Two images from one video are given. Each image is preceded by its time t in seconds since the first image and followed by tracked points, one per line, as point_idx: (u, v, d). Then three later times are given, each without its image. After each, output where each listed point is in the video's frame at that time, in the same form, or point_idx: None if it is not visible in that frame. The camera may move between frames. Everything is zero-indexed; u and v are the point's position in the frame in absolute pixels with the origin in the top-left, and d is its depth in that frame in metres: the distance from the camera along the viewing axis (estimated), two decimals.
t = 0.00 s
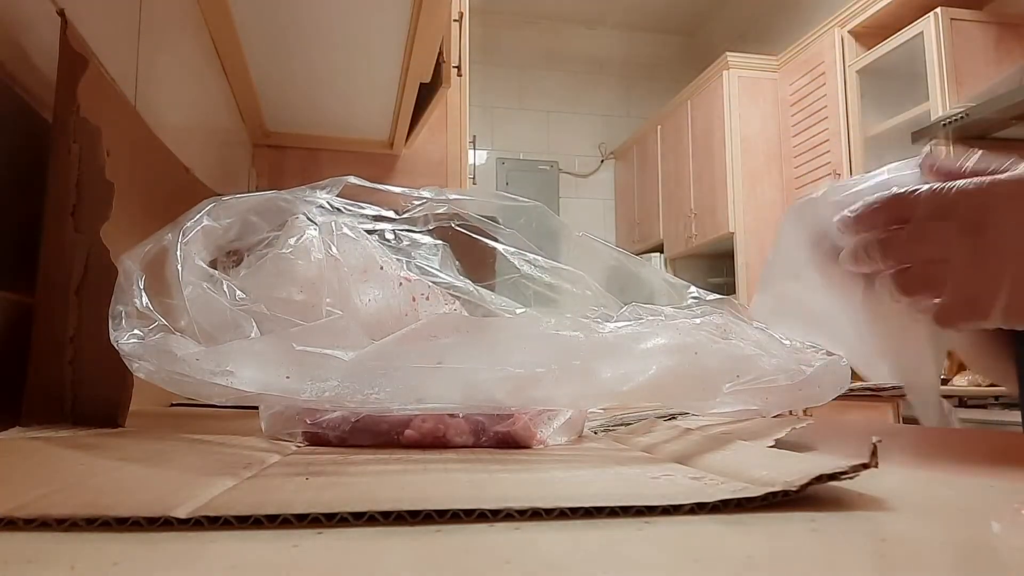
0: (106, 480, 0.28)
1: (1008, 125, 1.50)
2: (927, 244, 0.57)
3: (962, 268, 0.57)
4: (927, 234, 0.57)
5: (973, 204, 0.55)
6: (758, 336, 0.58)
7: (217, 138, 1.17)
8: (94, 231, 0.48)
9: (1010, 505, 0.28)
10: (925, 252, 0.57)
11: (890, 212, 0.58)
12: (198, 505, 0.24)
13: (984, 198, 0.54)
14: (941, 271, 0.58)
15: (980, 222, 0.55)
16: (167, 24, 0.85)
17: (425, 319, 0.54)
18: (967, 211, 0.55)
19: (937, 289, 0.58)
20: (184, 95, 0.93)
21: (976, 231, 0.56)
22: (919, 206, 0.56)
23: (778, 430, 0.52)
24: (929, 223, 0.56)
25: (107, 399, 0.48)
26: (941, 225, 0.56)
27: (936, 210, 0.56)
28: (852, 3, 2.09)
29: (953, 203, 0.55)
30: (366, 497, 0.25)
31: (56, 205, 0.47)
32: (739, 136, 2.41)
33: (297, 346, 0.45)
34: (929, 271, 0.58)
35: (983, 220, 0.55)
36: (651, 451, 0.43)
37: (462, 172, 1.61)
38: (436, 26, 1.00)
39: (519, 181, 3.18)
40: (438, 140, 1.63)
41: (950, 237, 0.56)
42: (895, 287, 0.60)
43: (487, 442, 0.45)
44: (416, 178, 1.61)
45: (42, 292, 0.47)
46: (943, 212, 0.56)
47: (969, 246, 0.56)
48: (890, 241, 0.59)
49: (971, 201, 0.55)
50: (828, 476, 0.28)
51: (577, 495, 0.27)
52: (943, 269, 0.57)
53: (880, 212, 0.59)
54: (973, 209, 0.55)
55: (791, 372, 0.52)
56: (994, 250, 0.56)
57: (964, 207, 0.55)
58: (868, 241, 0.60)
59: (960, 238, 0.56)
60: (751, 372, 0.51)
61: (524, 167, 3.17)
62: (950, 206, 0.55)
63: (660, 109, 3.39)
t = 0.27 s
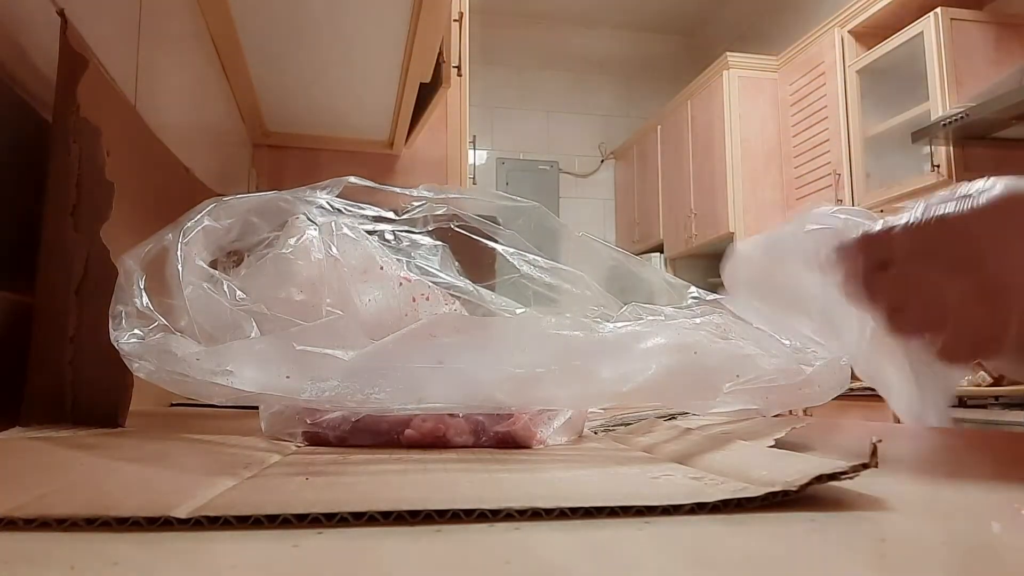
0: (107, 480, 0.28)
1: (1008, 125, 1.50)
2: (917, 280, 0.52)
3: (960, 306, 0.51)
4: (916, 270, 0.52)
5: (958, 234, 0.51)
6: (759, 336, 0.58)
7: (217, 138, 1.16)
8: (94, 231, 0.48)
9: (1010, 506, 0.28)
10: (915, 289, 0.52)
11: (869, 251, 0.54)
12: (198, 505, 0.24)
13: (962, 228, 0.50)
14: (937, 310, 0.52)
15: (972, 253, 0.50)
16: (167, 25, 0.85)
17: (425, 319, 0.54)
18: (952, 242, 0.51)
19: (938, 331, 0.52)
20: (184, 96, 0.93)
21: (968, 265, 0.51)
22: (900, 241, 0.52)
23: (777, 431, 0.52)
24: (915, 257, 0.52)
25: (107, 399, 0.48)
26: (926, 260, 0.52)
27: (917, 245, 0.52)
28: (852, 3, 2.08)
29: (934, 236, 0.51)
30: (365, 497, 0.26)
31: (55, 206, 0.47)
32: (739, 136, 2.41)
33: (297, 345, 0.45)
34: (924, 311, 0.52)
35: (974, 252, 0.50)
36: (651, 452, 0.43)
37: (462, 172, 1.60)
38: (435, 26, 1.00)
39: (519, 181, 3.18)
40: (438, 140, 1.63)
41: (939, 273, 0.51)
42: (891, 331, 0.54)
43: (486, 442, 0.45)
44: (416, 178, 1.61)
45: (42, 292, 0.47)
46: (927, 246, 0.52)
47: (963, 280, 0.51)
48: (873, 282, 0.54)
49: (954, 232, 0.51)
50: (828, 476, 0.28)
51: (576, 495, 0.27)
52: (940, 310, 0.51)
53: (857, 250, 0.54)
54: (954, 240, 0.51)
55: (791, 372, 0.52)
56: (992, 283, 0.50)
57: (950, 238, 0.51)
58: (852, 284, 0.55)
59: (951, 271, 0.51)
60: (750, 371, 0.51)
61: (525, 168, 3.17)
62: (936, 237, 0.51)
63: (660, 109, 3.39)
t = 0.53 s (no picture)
0: (107, 480, 0.28)
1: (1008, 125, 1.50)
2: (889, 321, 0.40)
3: (941, 347, 0.40)
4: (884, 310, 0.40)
5: (940, 266, 0.37)
6: (759, 337, 0.58)
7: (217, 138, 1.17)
8: (94, 231, 0.48)
9: (1010, 506, 0.28)
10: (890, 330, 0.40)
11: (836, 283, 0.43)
12: (199, 505, 0.24)
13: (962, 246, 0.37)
14: (918, 350, 0.41)
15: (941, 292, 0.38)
16: (168, 25, 0.85)
17: (425, 319, 0.54)
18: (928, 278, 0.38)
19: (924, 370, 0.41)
20: (184, 96, 0.93)
21: (945, 304, 0.38)
22: (865, 274, 0.41)
23: (778, 431, 0.52)
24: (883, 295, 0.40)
25: (107, 399, 0.48)
26: (893, 300, 0.40)
27: (886, 280, 0.39)
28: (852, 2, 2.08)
29: (905, 267, 0.38)
30: (365, 497, 0.26)
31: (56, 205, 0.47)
32: (739, 136, 2.41)
33: (297, 345, 0.45)
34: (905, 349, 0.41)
35: (955, 288, 0.37)
36: (651, 452, 0.43)
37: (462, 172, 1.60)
38: (435, 26, 1.00)
39: (519, 181, 3.18)
40: (437, 140, 1.62)
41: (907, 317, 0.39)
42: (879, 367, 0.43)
43: (487, 442, 0.45)
44: (416, 178, 1.61)
45: (42, 293, 0.47)
46: (889, 285, 0.39)
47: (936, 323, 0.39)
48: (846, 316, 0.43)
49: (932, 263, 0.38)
50: (828, 476, 0.28)
51: (576, 495, 0.27)
52: (923, 349, 0.40)
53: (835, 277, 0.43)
54: (964, 264, 0.37)
55: (791, 372, 0.52)
56: (983, 321, 0.38)
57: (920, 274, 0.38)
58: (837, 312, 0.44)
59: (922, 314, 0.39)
60: (750, 372, 0.51)
61: (525, 168, 3.17)
62: (899, 275, 0.39)
63: (660, 109, 3.39)
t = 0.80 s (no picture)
0: (108, 480, 0.28)
1: (1008, 125, 1.50)
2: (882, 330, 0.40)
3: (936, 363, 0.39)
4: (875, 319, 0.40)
5: (931, 274, 0.38)
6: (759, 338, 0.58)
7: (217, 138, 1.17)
8: (94, 231, 0.48)
9: (1010, 506, 0.28)
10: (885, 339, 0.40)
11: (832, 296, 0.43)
12: (199, 505, 0.24)
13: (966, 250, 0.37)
14: (910, 366, 0.40)
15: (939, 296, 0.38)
16: (168, 25, 0.85)
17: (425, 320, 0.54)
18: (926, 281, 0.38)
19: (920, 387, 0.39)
20: (185, 95, 0.93)
21: (938, 313, 0.38)
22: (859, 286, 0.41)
23: (778, 431, 0.52)
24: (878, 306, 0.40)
25: (107, 399, 0.48)
26: (886, 308, 0.40)
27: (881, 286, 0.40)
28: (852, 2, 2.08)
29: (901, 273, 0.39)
30: (365, 497, 0.26)
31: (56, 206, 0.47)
32: (739, 136, 2.41)
33: (297, 346, 0.45)
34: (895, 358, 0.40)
35: (953, 298, 0.37)
36: (651, 452, 0.43)
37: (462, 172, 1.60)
38: (435, 26, 1.00)
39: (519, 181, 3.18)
40: (437, 140, 1.62)
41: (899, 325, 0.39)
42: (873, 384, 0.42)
43: (487, 442, 0.45)
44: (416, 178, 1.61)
45: (42, 292, 0.47)
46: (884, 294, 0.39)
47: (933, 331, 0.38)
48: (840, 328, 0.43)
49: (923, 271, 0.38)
50: (829, 477, 0.28)
51: (577, 495, 0.27)
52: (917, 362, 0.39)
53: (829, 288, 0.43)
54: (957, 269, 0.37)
55: (791, 373, 0.52)
56: (974, 334, 0.37)
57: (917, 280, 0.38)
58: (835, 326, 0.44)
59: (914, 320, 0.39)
60: (751, 373, 0.51)
61: (525, 168, 3.17)
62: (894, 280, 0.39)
63: (660, 109, 3.39)
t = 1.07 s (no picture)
0: (108, 480, 0.28)
1: (1008, 125, 1.50)
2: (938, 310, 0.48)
3: (988, 332, 0.48)
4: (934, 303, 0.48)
5: (1001, 260, 0.44)
6: (759, 337, 0.58)
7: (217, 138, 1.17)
8: (94, 232, 0.48)
9: (1010, 506, 0.28)
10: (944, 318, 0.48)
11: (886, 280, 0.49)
12: (199, 505, 0.24)
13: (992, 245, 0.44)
14: (964, 340, 0.49)
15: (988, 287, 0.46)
16: (167, 25, 0.84)
17: (425, 319, 0.53)
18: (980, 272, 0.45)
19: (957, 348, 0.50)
20: (185, 95, 0.93)
21: (1003, 299, 0.46)
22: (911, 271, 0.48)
23: (777, 430, 0.52)
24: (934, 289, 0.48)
25: (107, 399, 0.48)
26: (952, 291, 0.47)
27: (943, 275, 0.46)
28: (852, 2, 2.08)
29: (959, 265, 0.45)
30: (364, 497, 0.26)
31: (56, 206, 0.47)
32: (739, 136, 2.41)
33: (297, 346, 0.45)
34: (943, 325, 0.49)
35: (1009, 280, 0.45)
36: (651, 452, 0.43)
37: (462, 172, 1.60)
38: (435, 26, 1.00)
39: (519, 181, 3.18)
40: (438, 140, 1.62)
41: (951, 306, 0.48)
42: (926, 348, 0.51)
43: (486, 442, 0.45)
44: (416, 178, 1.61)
45: (42, 292, 0.47)
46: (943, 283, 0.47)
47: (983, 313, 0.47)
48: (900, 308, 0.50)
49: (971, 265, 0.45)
50: (828, 477, 0.28)
51: (577, 495, 0.27)
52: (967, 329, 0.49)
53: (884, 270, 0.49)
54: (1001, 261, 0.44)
55: (791, 373, 0.52)
56: None
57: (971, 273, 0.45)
58: (888, 298, 0.51)
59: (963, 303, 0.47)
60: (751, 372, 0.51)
61: (525, 168, 3.18)
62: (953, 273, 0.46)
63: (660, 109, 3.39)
